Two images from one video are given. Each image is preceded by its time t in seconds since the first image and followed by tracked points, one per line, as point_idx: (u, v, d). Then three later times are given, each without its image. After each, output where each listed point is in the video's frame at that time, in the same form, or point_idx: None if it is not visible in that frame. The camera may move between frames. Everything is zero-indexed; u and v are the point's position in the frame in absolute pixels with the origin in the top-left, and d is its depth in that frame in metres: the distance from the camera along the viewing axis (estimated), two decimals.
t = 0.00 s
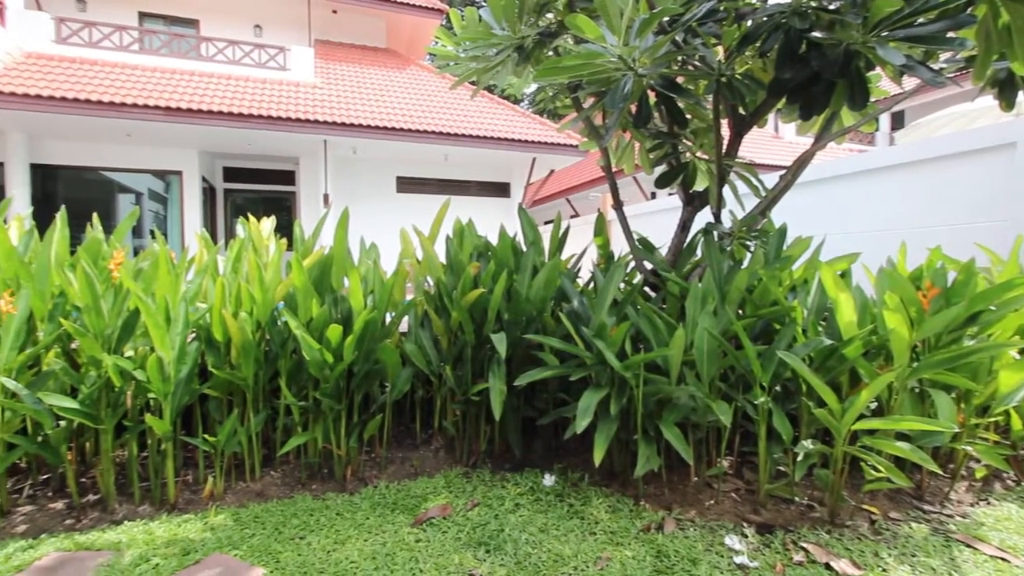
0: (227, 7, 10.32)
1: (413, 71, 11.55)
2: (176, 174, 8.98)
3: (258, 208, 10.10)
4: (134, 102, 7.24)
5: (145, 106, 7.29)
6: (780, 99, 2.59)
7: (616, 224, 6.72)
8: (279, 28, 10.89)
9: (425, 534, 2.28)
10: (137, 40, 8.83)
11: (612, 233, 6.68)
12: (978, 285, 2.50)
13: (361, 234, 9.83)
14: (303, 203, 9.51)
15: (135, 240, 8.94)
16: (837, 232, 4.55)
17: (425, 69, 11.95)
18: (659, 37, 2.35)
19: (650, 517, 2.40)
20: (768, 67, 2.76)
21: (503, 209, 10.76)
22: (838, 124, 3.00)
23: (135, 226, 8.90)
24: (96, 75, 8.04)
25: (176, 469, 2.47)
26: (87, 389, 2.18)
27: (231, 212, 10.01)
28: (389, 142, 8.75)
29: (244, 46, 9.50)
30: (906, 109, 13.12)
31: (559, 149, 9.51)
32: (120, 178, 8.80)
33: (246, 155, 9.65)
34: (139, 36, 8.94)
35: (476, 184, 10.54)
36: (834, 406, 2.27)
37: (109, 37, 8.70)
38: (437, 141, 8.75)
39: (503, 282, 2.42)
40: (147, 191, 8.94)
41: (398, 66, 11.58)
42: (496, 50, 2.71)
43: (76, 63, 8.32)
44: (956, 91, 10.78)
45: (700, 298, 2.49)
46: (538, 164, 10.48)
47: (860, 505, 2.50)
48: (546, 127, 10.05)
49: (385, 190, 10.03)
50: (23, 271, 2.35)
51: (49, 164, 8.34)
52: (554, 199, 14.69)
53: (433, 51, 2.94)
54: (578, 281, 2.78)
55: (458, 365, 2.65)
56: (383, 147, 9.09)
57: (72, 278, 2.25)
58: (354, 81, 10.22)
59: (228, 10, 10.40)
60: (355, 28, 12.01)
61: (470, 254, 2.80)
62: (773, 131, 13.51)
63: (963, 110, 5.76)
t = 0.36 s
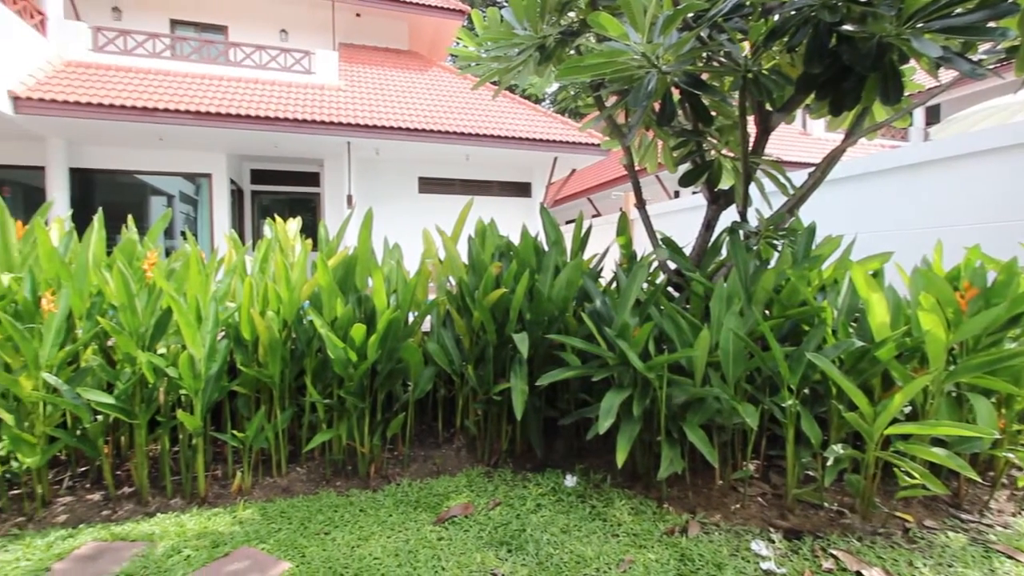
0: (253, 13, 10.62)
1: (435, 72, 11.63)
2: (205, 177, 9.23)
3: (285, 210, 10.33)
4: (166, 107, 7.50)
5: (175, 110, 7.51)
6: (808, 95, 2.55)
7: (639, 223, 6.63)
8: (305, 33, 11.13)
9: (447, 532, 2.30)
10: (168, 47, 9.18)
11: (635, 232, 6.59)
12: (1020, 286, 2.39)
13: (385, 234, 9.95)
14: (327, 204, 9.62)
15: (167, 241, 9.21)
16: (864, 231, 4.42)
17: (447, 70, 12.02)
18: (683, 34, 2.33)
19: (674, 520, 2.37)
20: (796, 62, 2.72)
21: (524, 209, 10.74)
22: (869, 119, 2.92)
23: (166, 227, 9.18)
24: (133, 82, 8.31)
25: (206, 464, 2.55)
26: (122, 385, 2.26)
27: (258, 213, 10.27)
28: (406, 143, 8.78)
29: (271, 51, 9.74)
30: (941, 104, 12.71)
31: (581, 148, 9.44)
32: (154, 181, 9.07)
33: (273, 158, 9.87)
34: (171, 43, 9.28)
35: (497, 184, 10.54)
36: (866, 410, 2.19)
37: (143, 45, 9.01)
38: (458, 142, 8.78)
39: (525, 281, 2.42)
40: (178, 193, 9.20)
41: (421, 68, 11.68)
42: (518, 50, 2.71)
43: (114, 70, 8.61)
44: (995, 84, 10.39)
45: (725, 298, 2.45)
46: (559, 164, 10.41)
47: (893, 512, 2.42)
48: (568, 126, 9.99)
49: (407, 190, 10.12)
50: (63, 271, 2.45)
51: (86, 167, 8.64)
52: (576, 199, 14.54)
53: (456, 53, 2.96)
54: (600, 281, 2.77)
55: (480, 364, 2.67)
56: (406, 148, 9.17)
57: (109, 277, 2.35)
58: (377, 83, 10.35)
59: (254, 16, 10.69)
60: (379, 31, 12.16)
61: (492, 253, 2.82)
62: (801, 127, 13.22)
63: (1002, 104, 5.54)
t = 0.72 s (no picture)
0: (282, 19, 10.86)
1: (460, 74, 11.67)
2: (238, 179, 9.49)
3: (313, 211, 10.51)
4: (201, 112, 7.71)
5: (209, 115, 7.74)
6: (843, 89, 2.48)
7: (666, 222, 6.53)
8: (332, 37, 11.35)
9: (472, 531, 2.31)
10: (203, 53, 9.41)
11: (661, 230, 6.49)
12: None
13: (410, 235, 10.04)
14: (354, 205, 9.73)
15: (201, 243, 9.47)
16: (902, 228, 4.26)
17: (471, 71, 12.05)
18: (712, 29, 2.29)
19: (702, 524, 2.33)
20: (829, 56, 2.67)
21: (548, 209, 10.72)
22: (907, 114, 2.83)
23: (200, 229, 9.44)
24: (173, 89, 8.60)
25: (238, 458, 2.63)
26: (160, 381, 2.37)
27: (287, 215, 10.48)
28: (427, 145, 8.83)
29: (299, 56, 9.83)
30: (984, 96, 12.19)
31: (606, 147, 9.35)
32: (188, 185, 9.38)
33: (301, 161, 10.08)
34: (205, 49, 9.50)
35: (522, 184, 10.55)
36: (905, 415, 2.11)
37: (179, 52, 9.32)
38: (482, 142, 8.80)
39: (549, 281, 2.42)
40: (212, 195, 9.46)
41: (445, 70, 11.75)
42: (542, 49, 2.71)
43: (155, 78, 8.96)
44: None
45: (755, 299, 2.40)
46: (583, 164, 10.34)
47: (934, 522, 2.33)
48: (592, 125, 9.91)
49: (431, 191, 10.19)
50: (105, 271, 2.57)
51: (125, 172, 9.01)
52: (601, 199, 14.40)
53: (480, 53, 2.98)
54: (626, 280, 2.75)
55: (505, 364, 2.68)
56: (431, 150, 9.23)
57: (147, 278, 2.46)
58: (402, 86, 10.45)
59: (284, 21, 10.94)
60: (406, 34, 12.27)
61: (517, 253, 2.82)
62: (834, 123, 12.84)
63: None
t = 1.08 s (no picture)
0: (313, 24, 11.11)
1: (485, 74, 11.64)
2: (271, 182, 9.74)
3: (342, 212, 10.65)
4: (235, 117, 7.95)
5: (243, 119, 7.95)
6: (882, 82, 2.40)
7: (694, 221, 6.39)
8: (361, 41, 11.54)
9: (499, 531, 2.32)
10: (237, 60, 9.67)
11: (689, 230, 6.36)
12: None
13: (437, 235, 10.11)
14: (382, 207, 9.84)
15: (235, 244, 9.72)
16: (948, 227, 4.06)
17: (497, 71, 12.04)
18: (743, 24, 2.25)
19: (733, 530, 2.28)
20: (867, 48, 2.57)
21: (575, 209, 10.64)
22: (952, 106, 2.71)
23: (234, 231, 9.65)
24: (215, 96, 8.90)
25: (271, 454, 2.71)
26: (197, 378, 2.48)
27: (317, 216, 10.66)
28: (451, 146, 8.85)
29: (330, 60, 10.03)
30: None
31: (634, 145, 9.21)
32: (223, 188, 9.64)
33: (330, 163, 10.26)
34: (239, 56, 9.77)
35: (548, 183, 10.51)
36: (950, 422, 2.02)
37: (215, 59, 9.59)
38: (509, 143, 8.79)
39: (576, 281, 2.42)
40: (245, 198, 9.74)
41: (471, 71, 11.75)
42: (569, 48, 2.70)
43: (196, 84, 9.30)
44: None
45: (789, 300, 2.34)
46: (610, 162, 10.20)
47: (981, 534, 2.23)
48: (619, 124, 9.76)
49: (457, 191, 10.20)
50: (147, 272, 2.70)
51: (165, 176, 9.35)
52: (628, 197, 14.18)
53: (507, 53, 3.00)
54: (654, 281, 2.72)
55: (531, 364, 2.69)
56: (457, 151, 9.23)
57: (186, 278, 2.58)
58: (429, 87, 10.52)
59: (315, 27, 11.19)
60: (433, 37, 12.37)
61: (543, 253, 2.83)
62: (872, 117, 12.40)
63: None
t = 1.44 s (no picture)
0: (342, 28, 11.38)
1: (511, 74, 11.57)
2: (300, 184, 9.92)
3: (369, 213, 10.79)
4: (267, 121, 8.20)
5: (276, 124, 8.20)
6: (925, 74, 2.32)
7: (723, 220, 6.23)
8: (389, 44, 11.73)
9: (525, 531, 2.32)
10: (269, 66, 9.92)
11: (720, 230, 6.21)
12: None
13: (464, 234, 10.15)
14: (409, 209, 9.95)
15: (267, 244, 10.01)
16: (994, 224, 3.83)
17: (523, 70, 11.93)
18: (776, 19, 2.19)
19: (765, 536, 2.22)
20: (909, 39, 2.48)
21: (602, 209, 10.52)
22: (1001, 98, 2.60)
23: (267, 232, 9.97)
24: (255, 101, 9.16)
25: (302, 450, 2.79)
26: (232, 375, 2.57)
27: (346, 217, 10.84)
28: (475, 146, 8.84)
29: (358, 64, 10.18)
30: None
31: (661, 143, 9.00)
32: (256, 190, 9.95)
33: (359, 165, 10.40)
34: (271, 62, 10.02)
35: (574, 183, 10.43)
36: (998, 429, 1.92)
37: (248, 65, 9.87)
38: (534, 143, 8.72)
39: (602, 281, 2.42)
40: (277, 200, 9.99)
41: (497, 70, 11.69)
42: (596, 47, 2.70)
43: (232, 90, 9.61)
44: None
45: (825, 301, 2.26)
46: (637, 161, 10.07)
47: None
48: (646, 122, 9.56)
49: (483, 192, 10.22)
50: (185, 271, 2.80)
51: (201, 179, 9.69)
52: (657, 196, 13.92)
53: (533, 53, 3.01)
54: (682, 281, 2.69)
55: (557, 364, 2.71)
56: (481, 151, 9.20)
57: (222, 278, 2.69)
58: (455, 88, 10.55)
59: (344, 31, 11.45)
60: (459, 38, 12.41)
61: (570, 253, 2.84)
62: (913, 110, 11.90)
63: None
